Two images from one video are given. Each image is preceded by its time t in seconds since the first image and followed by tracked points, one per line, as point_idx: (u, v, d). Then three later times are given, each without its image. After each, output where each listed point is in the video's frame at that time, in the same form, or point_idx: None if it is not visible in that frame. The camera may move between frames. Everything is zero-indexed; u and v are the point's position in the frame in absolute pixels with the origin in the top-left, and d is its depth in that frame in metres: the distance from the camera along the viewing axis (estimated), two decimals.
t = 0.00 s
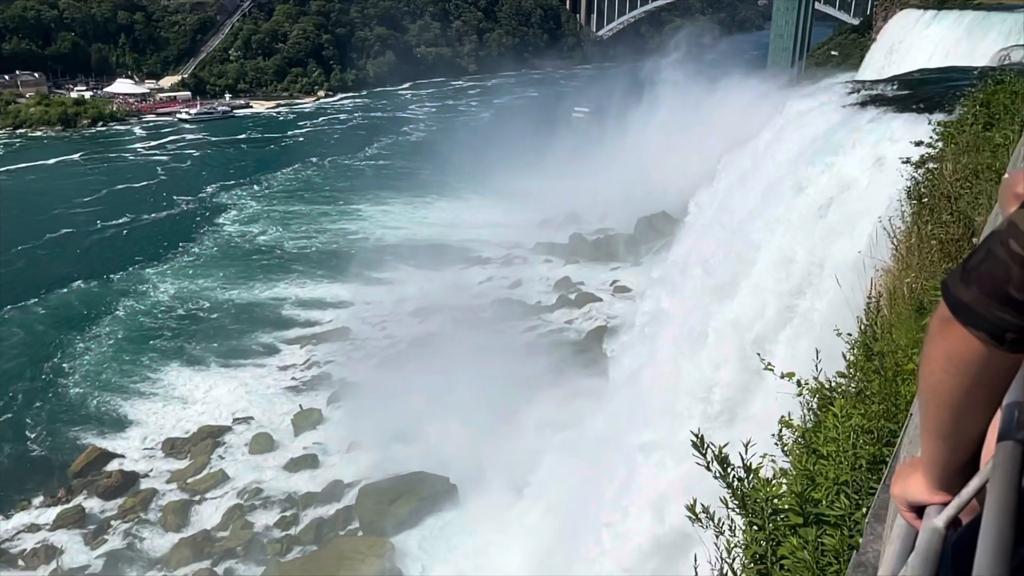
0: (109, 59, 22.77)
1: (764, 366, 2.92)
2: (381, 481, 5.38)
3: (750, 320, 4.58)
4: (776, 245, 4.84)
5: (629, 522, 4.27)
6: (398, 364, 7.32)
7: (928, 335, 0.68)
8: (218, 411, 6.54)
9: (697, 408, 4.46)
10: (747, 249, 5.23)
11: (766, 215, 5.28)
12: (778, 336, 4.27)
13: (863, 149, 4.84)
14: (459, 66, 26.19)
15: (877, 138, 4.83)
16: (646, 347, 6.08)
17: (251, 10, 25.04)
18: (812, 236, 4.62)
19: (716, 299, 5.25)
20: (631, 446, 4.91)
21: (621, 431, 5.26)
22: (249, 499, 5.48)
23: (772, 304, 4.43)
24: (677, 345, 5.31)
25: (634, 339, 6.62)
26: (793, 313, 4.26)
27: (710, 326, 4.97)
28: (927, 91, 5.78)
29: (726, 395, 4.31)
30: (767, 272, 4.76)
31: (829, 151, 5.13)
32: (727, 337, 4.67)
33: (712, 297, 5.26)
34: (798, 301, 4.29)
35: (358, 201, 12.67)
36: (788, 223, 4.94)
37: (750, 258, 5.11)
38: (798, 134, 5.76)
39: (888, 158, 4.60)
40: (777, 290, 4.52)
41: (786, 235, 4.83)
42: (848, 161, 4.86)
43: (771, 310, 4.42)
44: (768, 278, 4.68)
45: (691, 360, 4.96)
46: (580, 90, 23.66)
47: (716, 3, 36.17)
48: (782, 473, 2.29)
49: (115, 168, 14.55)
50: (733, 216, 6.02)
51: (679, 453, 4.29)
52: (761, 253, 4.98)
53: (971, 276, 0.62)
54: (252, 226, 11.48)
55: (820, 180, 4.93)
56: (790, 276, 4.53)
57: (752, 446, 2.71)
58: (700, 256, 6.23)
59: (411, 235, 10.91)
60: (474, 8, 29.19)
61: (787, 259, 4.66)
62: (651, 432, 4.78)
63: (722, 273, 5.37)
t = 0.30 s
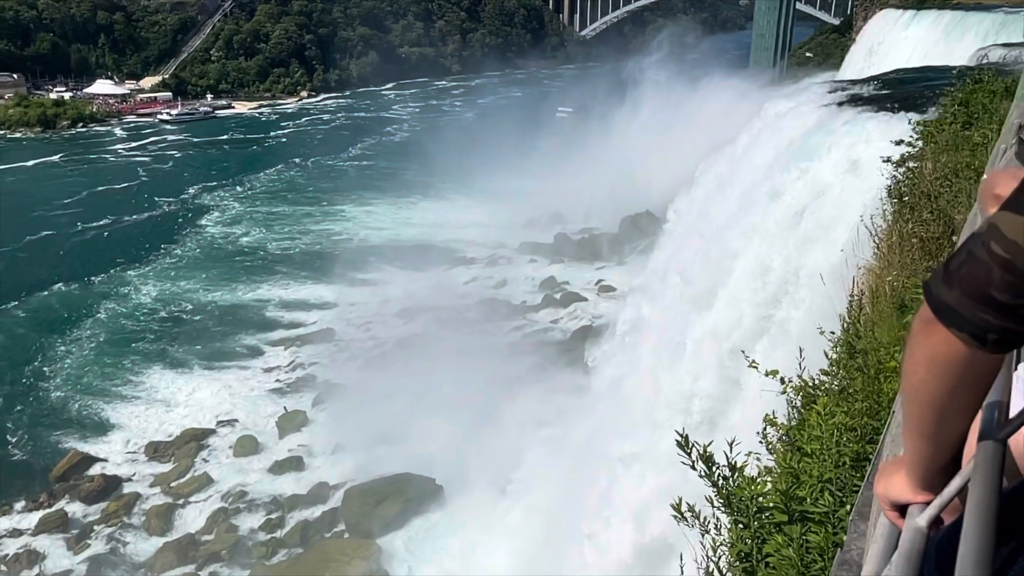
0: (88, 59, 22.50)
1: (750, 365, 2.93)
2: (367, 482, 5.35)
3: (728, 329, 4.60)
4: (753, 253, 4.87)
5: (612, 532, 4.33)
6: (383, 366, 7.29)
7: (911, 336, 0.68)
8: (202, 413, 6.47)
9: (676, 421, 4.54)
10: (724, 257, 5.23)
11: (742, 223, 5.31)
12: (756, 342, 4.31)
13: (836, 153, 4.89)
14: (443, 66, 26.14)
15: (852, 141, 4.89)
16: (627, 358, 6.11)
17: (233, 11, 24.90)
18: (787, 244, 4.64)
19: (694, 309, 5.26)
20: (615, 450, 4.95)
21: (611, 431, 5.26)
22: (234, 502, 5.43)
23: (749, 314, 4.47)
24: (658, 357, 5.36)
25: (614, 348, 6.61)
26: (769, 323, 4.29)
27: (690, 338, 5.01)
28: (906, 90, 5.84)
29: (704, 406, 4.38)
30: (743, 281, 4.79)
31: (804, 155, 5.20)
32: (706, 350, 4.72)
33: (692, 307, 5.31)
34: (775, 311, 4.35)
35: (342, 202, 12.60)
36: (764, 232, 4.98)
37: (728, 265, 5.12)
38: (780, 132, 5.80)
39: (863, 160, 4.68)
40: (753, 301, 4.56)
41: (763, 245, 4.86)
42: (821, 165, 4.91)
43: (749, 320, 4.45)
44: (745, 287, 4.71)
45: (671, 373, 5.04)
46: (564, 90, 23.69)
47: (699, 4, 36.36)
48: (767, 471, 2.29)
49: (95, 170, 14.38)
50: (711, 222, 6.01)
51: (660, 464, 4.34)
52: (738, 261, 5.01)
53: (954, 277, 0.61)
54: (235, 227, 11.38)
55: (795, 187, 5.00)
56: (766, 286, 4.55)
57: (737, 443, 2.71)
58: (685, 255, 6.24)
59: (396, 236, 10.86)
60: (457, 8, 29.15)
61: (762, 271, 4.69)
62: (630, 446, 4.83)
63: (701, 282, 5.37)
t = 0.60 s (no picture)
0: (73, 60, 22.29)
1: (738, 363, 2.94)
2: (357, 484, 5.33)
3: (711, 340, 4.73)
4: (734, 263, 5.00)
5: (596, 543, 4.41)
6: (372, 367, 7.26)
7: (898, 336, 0.68)
8: (190, 416, 6.42)
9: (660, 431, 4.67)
10: (706, 266, 5.40)
11: (724, 231, 5.40)
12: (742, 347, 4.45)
13: (815, 159, 4.99)
14: (431, 67, 26.10)
15: (832, 145, 4.98)
16: (614, 368, 6.13)
17: (219, 12, 24.76)
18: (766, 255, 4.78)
19: (677, 319, 5.41)
20: (600, 461, 5.03)
21: (604, 436, 5.29)
22: (222, 505, 5.38)
23: (731, 325, 4.61)
24: (640, 370, 5.45)
25: (597, 357, 6.59)
26: (751, 334, 4.46)
27: (672, 350, 5.13)
28: (892, 90, 5.87)
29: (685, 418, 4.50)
30: (725, 292, 4.92)
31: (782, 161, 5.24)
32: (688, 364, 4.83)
33: (675, 316, 5.44)
34: (757, 321, 4.49)
35: (330, 203, 12.55)
36: (745, 241, 5.09)
37: (710, 276, 5.27)
38: (767, 132, 5.83)
39: (842, 166, 4.80)
40: (735, 311, 4.70)
41: (744, 254, 4.98)
42: (801, 172, 5.00)
43: (731, 330, 4.58)
44: (726, 298, 4.84)
45: (655, 385, 5.13)
46: (552, 91, 23.70)
47: (686, 5, 36.50)
48: (756, 470, 2.30)
49: (80, 172, 14.25)
50: (693, 232, 6.08)
51: (643, 477, 4.50)
52: (719, 270, 5.14)
53: (938, 280, 0.61)
54: (223, 229, 11.30)
55: (774, 196, 5.09)
56: (747, 297, 4.69)
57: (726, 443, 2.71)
58: (674, 256, 6.28)
59: (385, 237, 10.82)
60: (445, 9, 29.12)
61: (743, 281, 4.83)
62: (615, 456, 4.95)
63: (683, 292, 5.54)
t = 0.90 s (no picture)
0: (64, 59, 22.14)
1: (731, 362, 2.94)
2: (351, 484, 5.32)
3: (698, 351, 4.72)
4: (722, 272, 4.98)
5: (585, 557, 4.41)
6: (366, 367, 7.24)
7: (889, 338, 0.68)
8: (183, 416, 6.40)
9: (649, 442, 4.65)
10: (693, 276, 5.39)
11: (711, 240, 5.41)
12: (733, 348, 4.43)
13: (801, 162, 5.01)
14: (423, 66, 26.05)
15: (819, 147, 4.99)
16: (602, 377, 6.07)
17: (211, 11, 24.65)
18: (751, 264, 4.75)
19: (665, 330, 5.41)
20: (589, 470, 5.00)
21: (598, 433, 5.30)
22: (216, 506, 5.36)
23: (718, 338, 4.59)
24: (628, 381, 5.41)
25: (586, 369, 6.53)
26: (739, 343, 4.44)
27: (659, 362, 5.08)
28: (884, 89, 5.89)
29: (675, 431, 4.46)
30: (711, 300, 4.92)
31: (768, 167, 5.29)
32: (676, 375, 4.81)
33: (663, 327, 5.44)
34: (743, 332, 4.46)
35: (323, 203, 12.51)
36: (732, 249, 5.09)
37: (697, 285, 5.27)
38: (759, 132, 5.85)
39: (826, 170, 4.79)
40: (721, 322, 4.68)
41: (730, 264, 4.96)
42: (787, 176, 5.01)
43: (716, 341, 4.59)
44: (713, 307, 4.84)
45: (642, 399, 5.06)
46: (545, 90, 23.69)
47: (679, 4, 36.53)
48: (749, 468, 2.30)
49: (72, 171, 14.17)
50: (685, 236, 6.07)
51: (632, 487, 4.48)
52: (706, 279, 5.15)
53: (930, 282, 0.61)
54: (216, 229, 11.25)
55: (758, 204, 5.12)
56: (732, 307, 4.67)
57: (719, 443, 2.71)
58: (668, 256, 6.28)
59: (378, 236, 10.80)
60: (437, 8, 29.06)
61: (728, 292, 4.82)
62: (602, 466, 4.92)
63: (670, 303, 5.55)
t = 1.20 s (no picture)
0: (59, 60, 22.05)
1: (727, 362, 2.94)
2: (348, 485, 5.31)
3: (689, 364, 4.66)
4: (712, 284, 4.95)
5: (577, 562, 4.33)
6: (362, 367, 7.23)
7: (883, 340, 0.68)
8: (178, 417, 6.39)
9: (641, 455, 4.47)
10: (684, 286, 5.39)
11: (703, 246, 5.43)
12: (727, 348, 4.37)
13: (791, 168, 5.06)
14: (419, 66, 26.05)
15: (810, 150, 5.05)
16: (592, 389, 5.91)
17: (207, 11, 24.60)
18: (739, 273, 4.76)
19: (654, 344, 5.31)
20: (580, 473, 4.97)
21: (591, 430, 5.30)
22: (212, 507, 5.34)
23: (708, 349, 4.55)
24: (620, 387, 5.38)
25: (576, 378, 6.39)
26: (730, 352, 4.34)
27: (648, 376, 4.99)
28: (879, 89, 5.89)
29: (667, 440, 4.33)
30: (700, 314, 4.88)
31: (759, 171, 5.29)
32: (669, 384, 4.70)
33: (653, 339, 5.36)
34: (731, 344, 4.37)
35: (318, 204, 12.49)
36: (721, 258, 5.08)
37: (687, 296, 5.25)
38: (754, 133, 5.87)
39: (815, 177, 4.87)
40: (712, 334, 4.63)
41: (719, 274, 4.97)
42: (775, 183, 5.07)
43: (706, 355, 4.53)
44: (703, 320, 4.80)
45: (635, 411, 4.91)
46: (541, 90, 23.71)
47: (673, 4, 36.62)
48: (745, 469, 2.30)
49: (66, 172, 14.12)
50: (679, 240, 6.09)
51: (626, 486, 4.36)
52: (695, 291, 5.14)
53: (923, 284, 0.61)
54: (211, 229, 11.23)
55: (747, 215, 5.13)
56: (722, 318, 4.64)
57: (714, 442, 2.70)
58: (664, 257, 6.29)
59: (374, 237, 10.79)
60: (433, 8, 29.07)
61: (718, 302, 4.78)
62: (591, 477, 4.81)
63: (660, 312, 5.54)
